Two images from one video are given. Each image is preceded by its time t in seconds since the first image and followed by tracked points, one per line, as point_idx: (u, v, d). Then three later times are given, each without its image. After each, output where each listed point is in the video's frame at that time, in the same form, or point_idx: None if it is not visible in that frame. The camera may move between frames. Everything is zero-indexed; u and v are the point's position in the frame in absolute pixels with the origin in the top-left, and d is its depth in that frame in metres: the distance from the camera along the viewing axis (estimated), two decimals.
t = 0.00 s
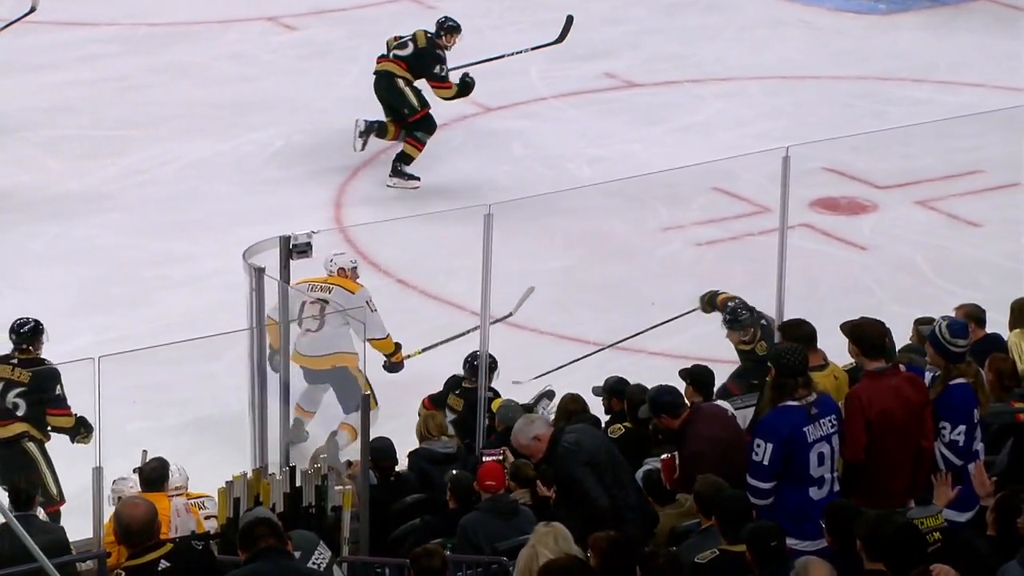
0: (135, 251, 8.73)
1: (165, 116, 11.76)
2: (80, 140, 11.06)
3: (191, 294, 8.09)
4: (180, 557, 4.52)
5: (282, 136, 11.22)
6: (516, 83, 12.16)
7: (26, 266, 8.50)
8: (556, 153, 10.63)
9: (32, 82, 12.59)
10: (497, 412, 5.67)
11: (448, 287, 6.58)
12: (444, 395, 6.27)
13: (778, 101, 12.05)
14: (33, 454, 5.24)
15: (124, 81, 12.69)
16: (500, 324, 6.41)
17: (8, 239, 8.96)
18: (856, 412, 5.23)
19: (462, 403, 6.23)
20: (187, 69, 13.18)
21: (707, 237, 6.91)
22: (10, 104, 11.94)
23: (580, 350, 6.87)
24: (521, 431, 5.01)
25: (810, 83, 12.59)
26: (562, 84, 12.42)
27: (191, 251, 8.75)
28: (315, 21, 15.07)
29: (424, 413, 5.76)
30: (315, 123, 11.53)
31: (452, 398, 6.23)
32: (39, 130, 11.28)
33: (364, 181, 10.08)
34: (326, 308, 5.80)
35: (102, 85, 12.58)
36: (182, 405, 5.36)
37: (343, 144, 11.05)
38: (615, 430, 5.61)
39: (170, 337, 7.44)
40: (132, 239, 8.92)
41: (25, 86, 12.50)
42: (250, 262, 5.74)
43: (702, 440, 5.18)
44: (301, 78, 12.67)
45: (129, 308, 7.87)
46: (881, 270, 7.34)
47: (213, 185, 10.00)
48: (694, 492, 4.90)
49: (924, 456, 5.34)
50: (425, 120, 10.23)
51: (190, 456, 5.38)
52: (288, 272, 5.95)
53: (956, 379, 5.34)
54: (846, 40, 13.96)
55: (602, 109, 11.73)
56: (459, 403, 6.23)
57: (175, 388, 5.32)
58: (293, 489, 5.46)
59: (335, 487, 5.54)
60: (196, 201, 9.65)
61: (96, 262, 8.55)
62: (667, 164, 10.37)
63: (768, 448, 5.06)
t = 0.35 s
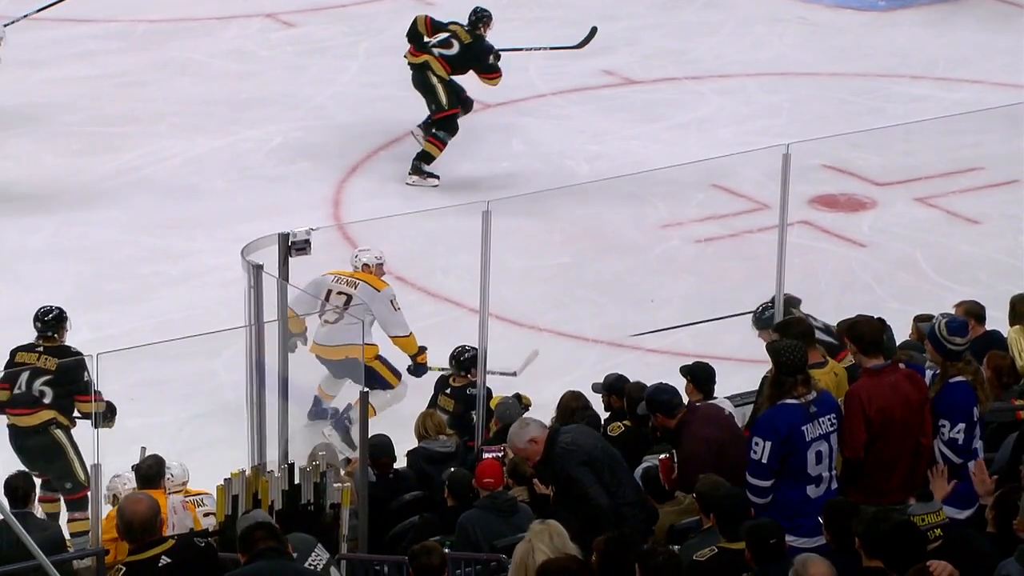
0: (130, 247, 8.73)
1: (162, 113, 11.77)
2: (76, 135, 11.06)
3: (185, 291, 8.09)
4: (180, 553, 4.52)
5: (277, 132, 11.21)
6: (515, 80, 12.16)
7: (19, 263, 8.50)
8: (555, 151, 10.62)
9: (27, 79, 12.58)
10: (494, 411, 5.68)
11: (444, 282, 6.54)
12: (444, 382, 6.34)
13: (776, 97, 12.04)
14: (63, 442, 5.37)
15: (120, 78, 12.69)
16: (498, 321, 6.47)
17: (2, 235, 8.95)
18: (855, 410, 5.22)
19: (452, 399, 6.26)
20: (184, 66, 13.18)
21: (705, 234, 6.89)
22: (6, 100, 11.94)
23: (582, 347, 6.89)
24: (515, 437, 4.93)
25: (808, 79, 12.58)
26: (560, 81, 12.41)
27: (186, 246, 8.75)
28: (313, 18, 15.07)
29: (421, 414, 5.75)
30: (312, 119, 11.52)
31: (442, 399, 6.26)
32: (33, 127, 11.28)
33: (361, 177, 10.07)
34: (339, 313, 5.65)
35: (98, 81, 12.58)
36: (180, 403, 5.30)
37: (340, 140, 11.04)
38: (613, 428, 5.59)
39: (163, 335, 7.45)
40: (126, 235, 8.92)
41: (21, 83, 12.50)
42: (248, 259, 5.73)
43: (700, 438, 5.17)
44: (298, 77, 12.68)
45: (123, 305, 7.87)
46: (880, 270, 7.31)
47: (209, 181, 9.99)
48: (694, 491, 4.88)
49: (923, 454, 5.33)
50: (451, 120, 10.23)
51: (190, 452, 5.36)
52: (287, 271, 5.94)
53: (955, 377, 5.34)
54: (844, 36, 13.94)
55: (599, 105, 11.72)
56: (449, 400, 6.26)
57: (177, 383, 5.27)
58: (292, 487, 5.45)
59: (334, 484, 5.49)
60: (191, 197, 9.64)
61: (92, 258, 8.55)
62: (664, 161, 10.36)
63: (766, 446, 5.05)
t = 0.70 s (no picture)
0: (123, 242, 8.62)
1: (157, 105, 11.64)
2: (69, 129, 10.93)
3: (177, 287, 7.98)
4: (177, 553, 4.41)
5: (273, 125, 11.11)
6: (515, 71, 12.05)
7: (11, 258, 8.39)
8: (557, 144, 10.52)
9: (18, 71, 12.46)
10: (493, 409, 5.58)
11: (442, 277, 6.50)
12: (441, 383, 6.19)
13: (779, 90, 11.92)
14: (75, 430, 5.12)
15: (113, 70, 12.57)
16: (498, 317, 6.36)
17: None
18: (865, 408, 5.09)
19: (450, 400, 6.08)
20: (178, 56, 13.05)
21: (710, 228, 6.82)
22: None
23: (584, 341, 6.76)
24: (515, 441, 4.81)
25: (813, 70, 12.46)
26: (560, 71, 12.31)
27: (179, 241, 8.64)
28: (309, 8, 14.96)
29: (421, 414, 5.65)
30: (308, 111, 11.42)
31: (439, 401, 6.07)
32: (24, 119, 11.16)
33: (360, 171, 9.97)
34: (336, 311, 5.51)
35: (91, 73, 12.46)
36: (174, 401, 5.17)
37: (337, 132, 10.94)
38: (617, 428, 5.47)
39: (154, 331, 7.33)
40: (120, 230, 8.81)
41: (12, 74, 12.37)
42: (243, 253, 5.60)
43: (702, 438, 5.06)
44: (294, 69, 12.57)
45: (115, 301, 7.76)
46: (888, 264, 7.25)
47: (203, 175, 9.88)
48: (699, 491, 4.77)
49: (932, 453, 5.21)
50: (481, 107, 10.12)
51: (179, 451, 5.25)
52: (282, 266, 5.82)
53: (964, 376, 5.22)
54: (847, 26, 13.85)
55: (599, 97, 11.62)
56: (447, 401, 6.08)
57: (166, 379, 5.17)
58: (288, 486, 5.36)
59: (330, 484, 5.39)
60: (186, 191, 9.53)
61: (84, 253, 8.44)
62: (668, 155, 10.25)
63: (770, 445, 4.94)
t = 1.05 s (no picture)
0: (115, 236, 8.48)
1: (154, 94, 11.48)
2: (62, 118, 10.78)
3: (171, 282, 7.84)
4: (171, 557, 4.26)
5: (267, 114, 10.97)
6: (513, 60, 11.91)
7: None
8: (557, 135, 10.38)
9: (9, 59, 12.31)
10: (492, 407, 5.42)
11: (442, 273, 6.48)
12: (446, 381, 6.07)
13: (786, 78, 11.77)
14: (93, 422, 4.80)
15: (104, 58, 12.42)
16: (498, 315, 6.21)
17: None
18: (876, 408, 4.94)
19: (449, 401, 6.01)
20: (174, 44, 12.90)
21: (715, 222, 6.73)
22: None
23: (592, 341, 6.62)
24: (513, 446, 4.66)
25: (824, 59, 12.30)
26: (560, 60, 12.17)
27: (172, 236, 8.49)
28: None
29: (419, 414, 5.51)
30: (303, 101, 11.28)
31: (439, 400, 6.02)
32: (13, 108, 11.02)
33: (356, 163, 9.83)
34: (354, 307, 5.31)
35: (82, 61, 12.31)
36: (164, 402, 5.04)
37: (331, 124, 10.80)
38: (622, 429, 5.33)
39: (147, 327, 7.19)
40: (110, 224, 8.67)
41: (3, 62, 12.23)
42: (235, 247, 5.43)
43: (706, 439, 4.90)
44: (289, 58, 12.43)
45: (107, 296, 7.62)
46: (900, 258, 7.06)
47: (195, 167, 9.74)
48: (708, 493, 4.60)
49: (945, 453, 5.05)
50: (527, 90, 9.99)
51: (168, 452, 5.16)
52: (275, 261, 5.66)
53: (979, 375, 5.05)
54: (851, 13, 13.70)
55: (601, 87, 11.47)
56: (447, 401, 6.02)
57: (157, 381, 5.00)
58: (281, 488, 5.18)
59: (324, 485, 5.20)
60: (179, 183, 9.39)
61: (72, 248, 8.29)
62: (674, 147, 10.10)
63: (778, 445, 4.78)
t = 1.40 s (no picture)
0: (103, 229, 8.31)
1: (146, 78, 11.32)
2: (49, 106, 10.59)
3: (162, 276, 7.68)
4: (161, 560, 4.09)
5: (258, 105, 10.79)
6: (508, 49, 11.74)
7: None
8: (555, 124, 10.21)
9: None
10: (491, 406, 5.24)
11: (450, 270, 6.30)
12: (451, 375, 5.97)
13: (785, 67, 11.61)
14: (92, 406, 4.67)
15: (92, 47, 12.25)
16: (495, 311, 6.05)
17: None
18: (887, 406, 4.76)
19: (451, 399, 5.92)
20: (162, 31, 12.72)
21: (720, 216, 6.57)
22: None
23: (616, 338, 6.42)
24: (509, 452, 4.49)
25: (825, 47, 12.13)
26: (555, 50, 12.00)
27: (161, 230, 8.31)
28: None
29: (414, 414, 5.32)
30: (294, 90, 11.11)
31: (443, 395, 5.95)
32: None
33: (349, 154, 9.67)
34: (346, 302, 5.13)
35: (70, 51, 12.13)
36: (148, 401, 4.88)
37: (323, 113, 10.63)
38: (624, 430, 5.12)
39: (137, 321, 7.03)
40: (97, 217, 8.48)
41: None
42: (224, 242, 5.25)
43: (710, 440, 4.71)
44: (280, 46, 12.26)
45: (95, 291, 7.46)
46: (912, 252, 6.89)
47: (184, 158, 9.56)
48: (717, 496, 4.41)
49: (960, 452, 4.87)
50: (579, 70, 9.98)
51: (154, 454, 4.94)
52: (266, 255, 5.48)
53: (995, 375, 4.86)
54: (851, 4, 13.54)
55: (598, 75, 11.31)
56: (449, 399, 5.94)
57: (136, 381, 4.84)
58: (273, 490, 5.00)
59: (316, 488, 5.03)
60: (170, 174, 9.21)
61: (59, 241, 8.11)
62: (677, 136, 9.91)
63: (786, 445, 4.60)
